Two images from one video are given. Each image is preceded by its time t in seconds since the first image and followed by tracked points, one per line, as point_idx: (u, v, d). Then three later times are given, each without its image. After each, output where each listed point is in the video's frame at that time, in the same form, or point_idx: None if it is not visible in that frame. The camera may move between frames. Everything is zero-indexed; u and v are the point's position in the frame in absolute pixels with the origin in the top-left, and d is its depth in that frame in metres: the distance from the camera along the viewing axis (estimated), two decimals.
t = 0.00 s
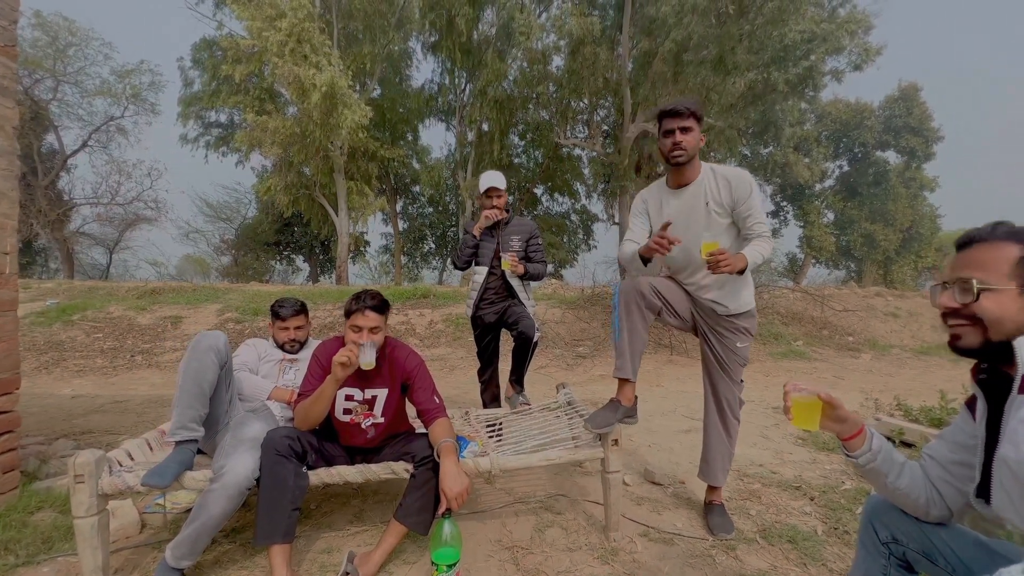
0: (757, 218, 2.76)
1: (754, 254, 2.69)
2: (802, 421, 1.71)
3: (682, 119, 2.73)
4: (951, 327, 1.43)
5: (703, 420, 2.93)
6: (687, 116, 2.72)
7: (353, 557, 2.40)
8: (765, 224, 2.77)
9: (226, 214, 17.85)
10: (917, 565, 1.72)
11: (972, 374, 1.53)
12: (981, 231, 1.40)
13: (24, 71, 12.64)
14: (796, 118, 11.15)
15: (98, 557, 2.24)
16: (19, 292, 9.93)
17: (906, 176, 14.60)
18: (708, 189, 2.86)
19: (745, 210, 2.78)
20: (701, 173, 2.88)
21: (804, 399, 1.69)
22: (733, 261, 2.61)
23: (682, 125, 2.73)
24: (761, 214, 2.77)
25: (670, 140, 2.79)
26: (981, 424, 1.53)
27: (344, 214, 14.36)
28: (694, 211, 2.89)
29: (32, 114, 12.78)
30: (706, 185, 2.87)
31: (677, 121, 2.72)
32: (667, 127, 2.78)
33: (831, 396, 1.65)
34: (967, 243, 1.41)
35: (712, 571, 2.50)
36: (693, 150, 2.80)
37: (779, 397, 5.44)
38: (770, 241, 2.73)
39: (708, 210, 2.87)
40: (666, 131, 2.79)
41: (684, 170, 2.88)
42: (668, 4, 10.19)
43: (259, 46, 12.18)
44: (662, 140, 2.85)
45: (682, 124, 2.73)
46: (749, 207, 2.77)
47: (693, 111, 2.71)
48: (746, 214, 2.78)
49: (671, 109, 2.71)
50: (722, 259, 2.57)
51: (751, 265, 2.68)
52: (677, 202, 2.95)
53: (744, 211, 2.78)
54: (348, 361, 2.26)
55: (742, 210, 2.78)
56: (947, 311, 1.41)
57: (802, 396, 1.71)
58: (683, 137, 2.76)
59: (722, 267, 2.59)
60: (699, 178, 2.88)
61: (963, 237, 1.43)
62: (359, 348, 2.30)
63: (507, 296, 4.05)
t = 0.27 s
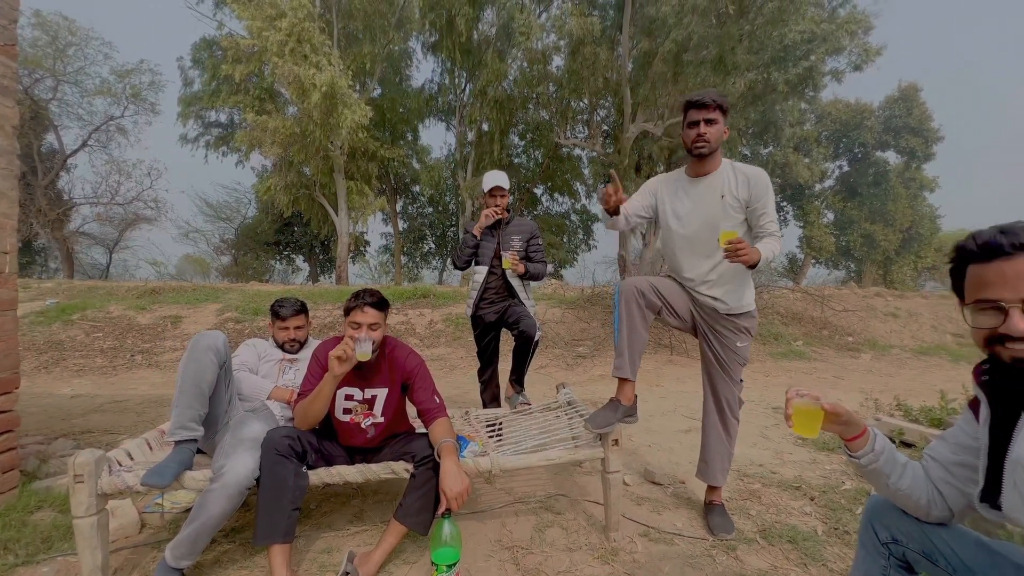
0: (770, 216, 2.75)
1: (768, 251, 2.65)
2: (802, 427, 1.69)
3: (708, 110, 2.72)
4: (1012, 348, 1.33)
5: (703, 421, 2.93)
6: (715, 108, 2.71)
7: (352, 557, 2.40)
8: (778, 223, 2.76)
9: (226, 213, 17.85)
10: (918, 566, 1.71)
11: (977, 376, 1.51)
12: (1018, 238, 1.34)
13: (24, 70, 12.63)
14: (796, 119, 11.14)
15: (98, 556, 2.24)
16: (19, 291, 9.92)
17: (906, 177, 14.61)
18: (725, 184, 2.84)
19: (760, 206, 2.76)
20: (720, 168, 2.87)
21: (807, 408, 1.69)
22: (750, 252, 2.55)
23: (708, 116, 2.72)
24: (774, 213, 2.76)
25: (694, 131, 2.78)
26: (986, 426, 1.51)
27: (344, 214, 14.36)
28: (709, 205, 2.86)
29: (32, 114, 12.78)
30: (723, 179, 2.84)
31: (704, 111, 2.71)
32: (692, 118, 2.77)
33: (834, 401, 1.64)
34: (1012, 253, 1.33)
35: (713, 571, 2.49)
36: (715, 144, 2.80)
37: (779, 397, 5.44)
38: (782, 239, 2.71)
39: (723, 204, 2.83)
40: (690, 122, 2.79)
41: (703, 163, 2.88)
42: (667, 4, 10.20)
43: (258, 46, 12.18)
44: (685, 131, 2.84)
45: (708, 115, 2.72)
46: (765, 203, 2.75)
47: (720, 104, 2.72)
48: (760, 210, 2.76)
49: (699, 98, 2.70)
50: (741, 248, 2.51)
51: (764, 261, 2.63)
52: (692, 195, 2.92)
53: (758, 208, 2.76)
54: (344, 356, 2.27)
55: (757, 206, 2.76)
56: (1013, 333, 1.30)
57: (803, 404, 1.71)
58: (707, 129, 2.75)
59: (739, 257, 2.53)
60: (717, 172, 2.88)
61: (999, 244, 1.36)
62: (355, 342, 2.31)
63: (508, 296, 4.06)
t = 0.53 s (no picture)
0: (778, 217, 2.80)
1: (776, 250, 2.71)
2: (802, 428, 1.69)
3: (729, 108, 2.71)
4: (1012, 349, 1.33)
5: (703, 420, 2.94)
6: (736, 107, 2.70)
7: (353, 556, 2.41)
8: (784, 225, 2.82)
9: (226, 213, 17.85)
10: (916, 564, 1.71)
11: (976, 375, 1.51)
12: (1016, 237, 1.34)
13: (24, 70, 12.62)
14: (796, 119, 11.15)
15: (98, 555, 2.24)
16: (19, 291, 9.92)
17: (906, 177, 14.61)
18: (738, 183, 2.83)
19: (769, 207, 2.80)
20: (734, 167, 2.87)
21: (806, 405, 1.67)
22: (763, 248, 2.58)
23: (729, 114, 2.72)
24: (782, 214, 2.80)
25: (713, 128, 2.78)
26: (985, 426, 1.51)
27: (345, 214, 14.37)
28: (720, 201, 2.85)
29: (32, 114, 12.78)
30: (736, 178, 2.85)
31: (726, 109, 2.70)
32: (712, 114, 2.76)
33: (834, 401, 1.63)
34: (1012, 253, 1.33)
35: (713, 571, 2.50)
36: (732, 143, 2.80)
37: (779, 397, 5.45)
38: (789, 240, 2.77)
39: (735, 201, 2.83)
40: (710, 119, 2.78)
41: (718, 161, 2.87)
42: (667, 4, 10.20)
43: (258, 46, 12.19)
44: (704, 128, 2.83)
45: (728, 113, 2.72)
46: (774, 204, 2.79)
47: (742, 104, 2.71)
48: (770, 210, 2.80)
49: (722, 96, 2.69)
50: (759, 242, 2.53)
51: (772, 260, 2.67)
52: (703, 192, 2.90)
53: (769, 208, 2.80)
54: (340, 349, 2.29)
55: (767, 207, 2.80)
56: (1013, 333, 1.31)
57: (803, 402, 1.69)
58: (726, 127, 2.75)
59: (755, 251, 2.55)
60: (731, 171, 2.87)
61: (998, 245, 1.36)
62: (348, 340, 2.31)
63: (508, 295, 4.06)
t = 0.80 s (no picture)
0: (781, 216, 2.81)
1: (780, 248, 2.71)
2: (803, 424, 1.70)
3: (730, 112, 2.73)
4: (1007, 349, 1.35)
5: (703, 419, 2.95)
6: (737, 110, 2.72)
7: (354, 555, 2.42)
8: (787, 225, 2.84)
9: (226, 213, 17.86)
10: (916, 562, 1.73)
11: (975, 374, 1.52)
12: (1010, 239, 1.35)
13: (24, 70, 12.63)
14: (796, 118, 11.18)
15: (102, 554, 2.26)
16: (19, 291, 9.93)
17: (906, 176, 14.63)
18: (740, 184, 2.85)
19: (772, 207, 2.81)
20: (735, 169, 2.88)
21: (805, 404, 1.69)
22: (769, 246, 2.58)
23: (729, 117, 2.74)
24: (784, 215, 2.82)
25: (714, 132, 2.80)
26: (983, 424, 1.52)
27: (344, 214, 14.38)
28: (723, 202, 2.86)
29: (32, 114, 12.78)
30: (738, 179, 2.86)
31: (727, 113, 2.72)
32: (712, 118, 2.78)
33: (834, 401, 1.65)
34: (1006, 255, 1.34)
35: (712, 570, 2.51)
36: (733, 146, 2.82)
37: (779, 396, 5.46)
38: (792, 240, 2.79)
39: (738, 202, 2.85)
40: (711, 123, 2.80)
41: (719, 164, 2.89)
42: (667, 4, 10.22)
43: (258, 46, 12.20)
44: (705, 131, 2.85)
45: (729, 117, 2.74)
46: (776, 204, 2.81)
47: (742, 107, 2.73)
48: (772, 211, 2.81)
49: (722, 100, 2.70)
50: (764, 240, 2.54)
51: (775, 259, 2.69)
52: (705, 194, 2.92)
53: (771, 208, 2.81)
54: (335, 345, 2.33)
55: (769, 207, 2.81)
56: (1008, 333, 1.32)
57: (802, 400, 1.71)
58: (726, 131, 2.77)
59: (761, 249, 2.56)
60: (732, 173, 2.89)
61: (992, 247, 1.37)
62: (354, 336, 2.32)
63: (508, 295, 4.06)
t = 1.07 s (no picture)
0: (782, 213, 2.81)
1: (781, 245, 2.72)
2: (806, 420, 1.71)
3: (724, 115, 2.73)
4: (1008, 351, 1.36)
5: (703, 420, 2.95)
6: (731, 113, 2.72)
7: (355, 555, 2.42)
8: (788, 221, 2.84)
9: (226, 213, 17.87)
10: (915, 561, 1.73)
11: (977, 374, 1.53)
12: (1010, 244, 1.35)
13: (23, 71, 12.63)
14: (796, 118, 11.19)
15: (103, 555, 2.26)
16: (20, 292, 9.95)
17: (905, 175, 14.64)
18: (739, 184, 2.86)
19: (773, 204, 2.82)
20: (734, 169, 2.90)
21: (809, 399, 1.70)
22: (766, 241, 2.60)
23: (724, 120, 2.74)
24: (785, 212, 2.83)
25: (710, 135, 2.81)
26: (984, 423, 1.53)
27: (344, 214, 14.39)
28: (722, 201, 2.88)
29: (32, 114, 12.80)
30: (737, 179, 2.88)
31: (721, 116, 2.72)
32: (708, 122, 2.79)
33: (838, 397, 1.67)
34: (1005, 260, 1.35)
35: (712, 569, 2.52)
36: (730, 147, 2.83)
37: (779, 396, 5.47)
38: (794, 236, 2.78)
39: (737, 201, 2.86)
40: (707, 126, 2.81)
41: (717, 165, 2.91)
42: (667, 3, 10.23)
43: (258, 46, 12.21)
44: (701, 135, 2.86)
45: (724, 120, 2.74)
46: (777, 202, 2.81)
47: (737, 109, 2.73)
48: (773, 208, 2.81)
49: (715, 104, 2.71)
50: (757, 234, 2.55)
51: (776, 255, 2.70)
52: (705, 196, 2.93)
53: (771, 206, 2.82)
54: (331, 342, 2.35)
55: (769, 204, 2.81)
56: (1009, 336, 1.33)
57: (808, 395, 1.71)
58: (722, 133, 2.77)
59: (755, 243, 2.57)
60: (732, 173, 2.90)
61: (991, 251, 1.38)
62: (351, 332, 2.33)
63: (508, 295, 4.07)
